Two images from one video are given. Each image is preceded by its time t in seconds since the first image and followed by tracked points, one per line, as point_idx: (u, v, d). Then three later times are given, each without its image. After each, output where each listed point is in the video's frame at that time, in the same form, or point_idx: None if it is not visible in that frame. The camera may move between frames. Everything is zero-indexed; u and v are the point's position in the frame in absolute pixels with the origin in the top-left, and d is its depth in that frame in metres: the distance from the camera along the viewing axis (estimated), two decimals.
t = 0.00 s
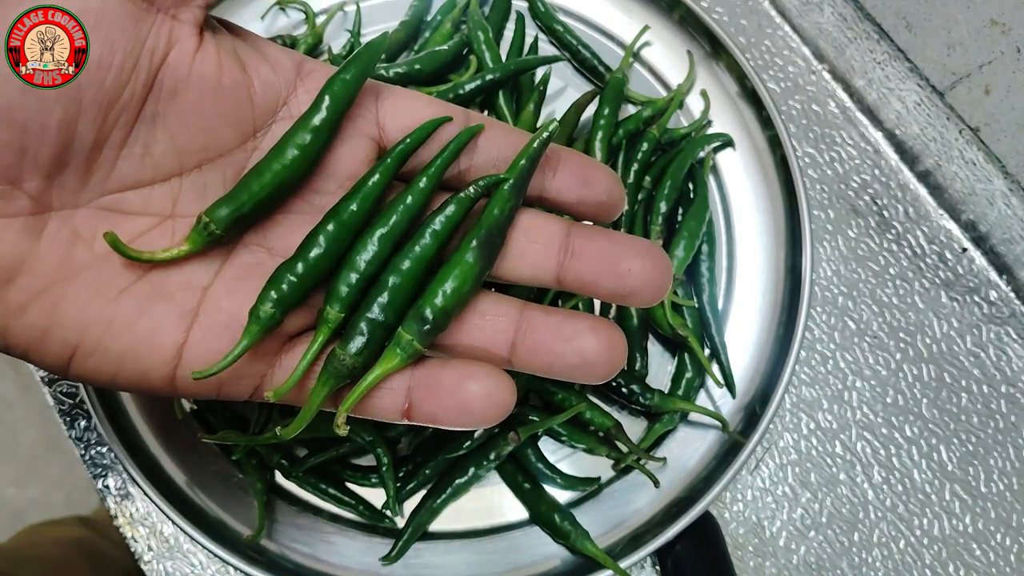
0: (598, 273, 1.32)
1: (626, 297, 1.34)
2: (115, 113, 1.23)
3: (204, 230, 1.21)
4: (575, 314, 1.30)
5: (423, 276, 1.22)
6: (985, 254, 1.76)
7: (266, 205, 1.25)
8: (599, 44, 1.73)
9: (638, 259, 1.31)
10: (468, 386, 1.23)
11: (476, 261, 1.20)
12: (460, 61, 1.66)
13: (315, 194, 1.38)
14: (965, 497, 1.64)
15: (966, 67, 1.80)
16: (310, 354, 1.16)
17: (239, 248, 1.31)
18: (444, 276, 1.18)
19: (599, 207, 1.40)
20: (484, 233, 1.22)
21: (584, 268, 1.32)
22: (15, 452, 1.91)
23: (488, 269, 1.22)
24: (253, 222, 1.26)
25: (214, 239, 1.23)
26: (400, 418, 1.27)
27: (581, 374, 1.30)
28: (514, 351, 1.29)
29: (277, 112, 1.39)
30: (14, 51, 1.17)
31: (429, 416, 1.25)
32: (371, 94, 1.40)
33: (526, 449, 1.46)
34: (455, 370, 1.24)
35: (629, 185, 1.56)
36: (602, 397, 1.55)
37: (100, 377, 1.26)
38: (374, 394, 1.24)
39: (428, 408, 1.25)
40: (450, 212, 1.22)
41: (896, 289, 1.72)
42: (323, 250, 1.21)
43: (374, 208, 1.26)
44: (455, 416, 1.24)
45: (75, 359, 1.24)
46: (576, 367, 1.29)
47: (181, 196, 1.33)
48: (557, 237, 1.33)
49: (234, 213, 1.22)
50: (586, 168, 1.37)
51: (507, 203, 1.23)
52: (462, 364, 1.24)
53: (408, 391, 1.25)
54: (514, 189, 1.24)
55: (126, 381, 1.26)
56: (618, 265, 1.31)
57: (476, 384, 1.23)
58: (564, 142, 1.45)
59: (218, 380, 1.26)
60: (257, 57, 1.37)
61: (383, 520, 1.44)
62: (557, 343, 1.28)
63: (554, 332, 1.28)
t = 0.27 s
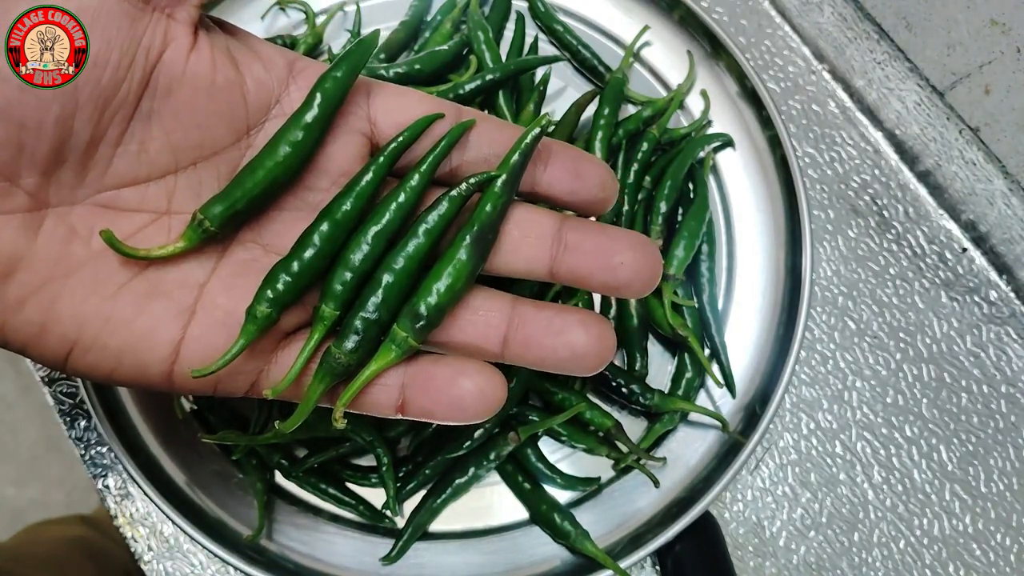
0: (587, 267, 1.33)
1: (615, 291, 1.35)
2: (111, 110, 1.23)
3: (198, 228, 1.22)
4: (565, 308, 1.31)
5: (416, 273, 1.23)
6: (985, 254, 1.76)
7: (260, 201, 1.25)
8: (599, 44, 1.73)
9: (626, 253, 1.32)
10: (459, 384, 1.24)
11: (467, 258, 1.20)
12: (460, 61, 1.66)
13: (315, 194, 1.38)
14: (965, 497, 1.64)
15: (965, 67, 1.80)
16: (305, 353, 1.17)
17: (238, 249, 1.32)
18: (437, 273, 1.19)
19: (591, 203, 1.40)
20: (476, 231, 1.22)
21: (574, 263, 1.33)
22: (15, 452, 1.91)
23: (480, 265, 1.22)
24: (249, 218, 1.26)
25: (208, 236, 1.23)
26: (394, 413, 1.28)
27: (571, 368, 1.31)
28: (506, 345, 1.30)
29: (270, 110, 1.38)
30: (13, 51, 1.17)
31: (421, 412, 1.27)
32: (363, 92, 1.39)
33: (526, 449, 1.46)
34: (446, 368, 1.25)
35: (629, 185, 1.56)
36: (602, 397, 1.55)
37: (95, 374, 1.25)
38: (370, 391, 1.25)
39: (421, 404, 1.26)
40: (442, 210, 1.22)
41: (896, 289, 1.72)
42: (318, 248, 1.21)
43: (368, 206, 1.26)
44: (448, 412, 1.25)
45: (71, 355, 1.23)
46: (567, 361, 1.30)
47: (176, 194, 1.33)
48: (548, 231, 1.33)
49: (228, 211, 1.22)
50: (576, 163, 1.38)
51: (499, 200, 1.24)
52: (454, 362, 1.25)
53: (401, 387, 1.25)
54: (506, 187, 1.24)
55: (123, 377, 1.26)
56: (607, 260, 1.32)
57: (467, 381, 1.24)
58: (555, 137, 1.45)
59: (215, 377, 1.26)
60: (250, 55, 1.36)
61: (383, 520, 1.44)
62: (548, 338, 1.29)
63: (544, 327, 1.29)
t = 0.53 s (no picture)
0: (581, 269, 1.33)
1: (610, 293, 1.35)
2: (112, 116, 1.23)
3: (200, 233, 1.21)
4: (559, 312, 1.31)
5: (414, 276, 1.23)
6: (985, 254, 1.76)
7: (260, 207, 1.25)
8: (599, 45, 1.73)
9: (618, 254, 1.33)
10: (455, 386, 1.25)
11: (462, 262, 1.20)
12: (460, 61, 1.66)
13: (315, 195, 1.38)
14: (965, 497, 1.64)
15: (965, 67, 1.80)
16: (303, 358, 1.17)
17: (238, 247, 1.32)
18: (433, 277, 1.19)
19: (588, 198, 1.42)
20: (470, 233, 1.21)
21: (568, 266, 1.33)
22: (15, 451, 1.91)
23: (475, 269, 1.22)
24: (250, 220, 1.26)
25: (208, 240, 1.22)
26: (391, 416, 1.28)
27: (566, 370, 1.32)
28: (502, 348, 1.30)
29: (268, 116, 1.40)
30: (14, 51, 1.17)
31: (418, 414, 1.28)
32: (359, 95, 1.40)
33: (526, 449, 1.46)
34: (442, 371, 1.26)
35: (629, 184, 1.56)
36: (602, 397, 1.55)
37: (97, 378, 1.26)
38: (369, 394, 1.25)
39: (417, 407, 1.27)
40: (437, 214, 1.22)
41: (896, 289, 1.72)
42: (316, 253, 1.21)
43: (365, 210, 1.26)
44: (443, 415, 1.26)
45: (72, 358, 1.23)
46: (562, 363, 1.31)
47: (176, 199, 1.33)
48: (541, 234, 1.33)
49: (228, 216, 1.22)
50: (569, 164, 1.39)
51: (493, 204, 1.23)
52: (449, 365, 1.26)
53: (398, 390, 1.26)
54: (499, 191, 1.24)
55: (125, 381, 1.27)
56: (601, 263, 1.33)
57: (462, 384, 1.25)
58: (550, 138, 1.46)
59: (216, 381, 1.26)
60: (247, 61, 1.37)
61: (383, 520, 1.44)
62: (542, 340, 1.30)
63: (538, 330, 1.30)
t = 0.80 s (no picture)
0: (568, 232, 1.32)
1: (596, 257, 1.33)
2: (96, 75, 1.24)
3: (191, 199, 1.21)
4: (544, 281, 1.29)
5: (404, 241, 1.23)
6: (985, 254, 1.76)
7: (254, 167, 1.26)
8: (599, 44, 1.73)
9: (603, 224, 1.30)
10: (439, 354, 1.25)
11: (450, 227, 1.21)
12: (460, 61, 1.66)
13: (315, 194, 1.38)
14: (965, 497, 1.64)
15: (965, 68, 1.79)
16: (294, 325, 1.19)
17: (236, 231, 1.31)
18: (421, 243, 1.20)
19: (580, 150, 1.39)
20: (457, 198, 1.22)
21: (554, 232, 1.32)
22: (15, 451, 1.91)
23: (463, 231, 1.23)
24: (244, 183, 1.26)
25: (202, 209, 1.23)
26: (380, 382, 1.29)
27: (552, 338, 1.29)
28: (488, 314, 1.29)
29: (256, 73, 1.39)
30: (14, 51, 1.18)
31: (404, 380, 1.28)
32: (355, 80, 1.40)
33: (526, 449, 1.46)
34: (427, 338, 1.26)
35: (629, 184, 1.57)
36: (601, 397, 1.55)
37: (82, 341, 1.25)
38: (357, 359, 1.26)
39: (404, 374, 1.27)
40: (426, 177, 1.23)
41: (896, 289, 1.72)
42: (307, 221, 1.21)
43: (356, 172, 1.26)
44: (427, 382, 1.26)
45: (59, 321, 1.22)
46: (544, 331, 1.28)
47: (161, 159, 1.33)
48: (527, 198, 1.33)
49: (221, 178, 1.22)
50: (556, 119, 1.37)
51: (481, 167, 1.23)
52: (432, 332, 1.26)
53: (385, 357, 1.26)
54: (487, 155, 1.24)
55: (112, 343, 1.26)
56: (584, 229, 1.31)
57: (446, 352, 1.25)
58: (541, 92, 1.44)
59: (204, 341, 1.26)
60: (233, 18, 1.38)
61: (383, 520, 1.44)
62: (525, 307, 1.27)
63: (522, 297, 1.28)
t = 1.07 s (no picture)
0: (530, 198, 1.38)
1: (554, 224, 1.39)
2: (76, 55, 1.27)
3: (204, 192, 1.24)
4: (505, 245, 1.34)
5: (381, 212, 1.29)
6: (985, 254, 1.76)
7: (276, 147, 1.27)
8: (599, 44, 1.73)
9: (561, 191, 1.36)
10: (405, 313, 1.31)
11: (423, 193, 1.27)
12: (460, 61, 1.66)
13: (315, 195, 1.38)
14: (966, 497, 1.64)
15: (965, 67, 1.80)
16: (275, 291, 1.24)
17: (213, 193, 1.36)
18: (396, 208, 1.26)
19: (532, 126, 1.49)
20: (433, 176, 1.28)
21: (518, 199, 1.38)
22: (15, 451, 1.91)
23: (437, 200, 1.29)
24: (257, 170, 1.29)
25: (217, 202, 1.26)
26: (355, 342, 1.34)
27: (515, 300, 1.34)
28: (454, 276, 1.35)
29: (231, 42, 1.42)
30: (14, 51, 1.22)
31: (376, 339, 1.33)
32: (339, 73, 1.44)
33: (526, 448, 1.46)
34: (395, 298, 1.31)
35: (629, 184, 1.56)
36: (602, 396, 1.55)
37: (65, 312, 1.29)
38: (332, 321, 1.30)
39: (375, 332, 1.32)
40: (400, 148, 1.28)
41: (896, 289, 1.72)
42: (287, 189, 1.26)
43: (336, 142, 1.30)
44: (398, 340, 1.32)
45: (39, 290, 1.27)
46: (505, 293, 1.34)
47: (138, 127, 1.36)
48: (490, 166, 1.39)
49: (234, 172, 1.25)
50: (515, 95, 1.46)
51: (451, 138, 1.29)
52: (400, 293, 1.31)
53: (359, 319, 1.32)
54: (456, 128, 1.29)
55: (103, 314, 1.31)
56: (542, 196, 1.37)
57: (413, 311, 1.31)
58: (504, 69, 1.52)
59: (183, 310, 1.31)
60: None
61: (383, 521, 1.44)
62: (485, 267, 1.33)
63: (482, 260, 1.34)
